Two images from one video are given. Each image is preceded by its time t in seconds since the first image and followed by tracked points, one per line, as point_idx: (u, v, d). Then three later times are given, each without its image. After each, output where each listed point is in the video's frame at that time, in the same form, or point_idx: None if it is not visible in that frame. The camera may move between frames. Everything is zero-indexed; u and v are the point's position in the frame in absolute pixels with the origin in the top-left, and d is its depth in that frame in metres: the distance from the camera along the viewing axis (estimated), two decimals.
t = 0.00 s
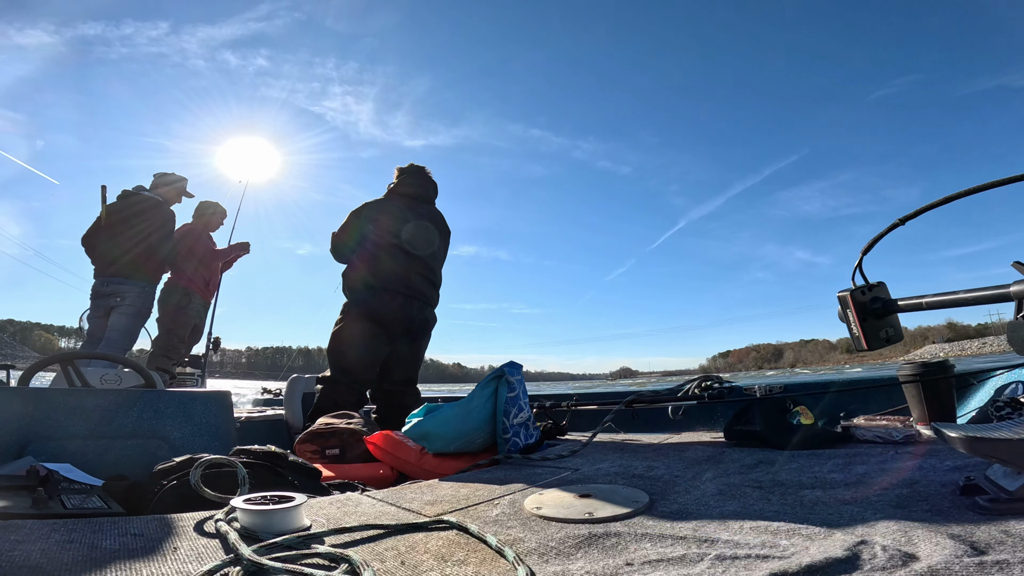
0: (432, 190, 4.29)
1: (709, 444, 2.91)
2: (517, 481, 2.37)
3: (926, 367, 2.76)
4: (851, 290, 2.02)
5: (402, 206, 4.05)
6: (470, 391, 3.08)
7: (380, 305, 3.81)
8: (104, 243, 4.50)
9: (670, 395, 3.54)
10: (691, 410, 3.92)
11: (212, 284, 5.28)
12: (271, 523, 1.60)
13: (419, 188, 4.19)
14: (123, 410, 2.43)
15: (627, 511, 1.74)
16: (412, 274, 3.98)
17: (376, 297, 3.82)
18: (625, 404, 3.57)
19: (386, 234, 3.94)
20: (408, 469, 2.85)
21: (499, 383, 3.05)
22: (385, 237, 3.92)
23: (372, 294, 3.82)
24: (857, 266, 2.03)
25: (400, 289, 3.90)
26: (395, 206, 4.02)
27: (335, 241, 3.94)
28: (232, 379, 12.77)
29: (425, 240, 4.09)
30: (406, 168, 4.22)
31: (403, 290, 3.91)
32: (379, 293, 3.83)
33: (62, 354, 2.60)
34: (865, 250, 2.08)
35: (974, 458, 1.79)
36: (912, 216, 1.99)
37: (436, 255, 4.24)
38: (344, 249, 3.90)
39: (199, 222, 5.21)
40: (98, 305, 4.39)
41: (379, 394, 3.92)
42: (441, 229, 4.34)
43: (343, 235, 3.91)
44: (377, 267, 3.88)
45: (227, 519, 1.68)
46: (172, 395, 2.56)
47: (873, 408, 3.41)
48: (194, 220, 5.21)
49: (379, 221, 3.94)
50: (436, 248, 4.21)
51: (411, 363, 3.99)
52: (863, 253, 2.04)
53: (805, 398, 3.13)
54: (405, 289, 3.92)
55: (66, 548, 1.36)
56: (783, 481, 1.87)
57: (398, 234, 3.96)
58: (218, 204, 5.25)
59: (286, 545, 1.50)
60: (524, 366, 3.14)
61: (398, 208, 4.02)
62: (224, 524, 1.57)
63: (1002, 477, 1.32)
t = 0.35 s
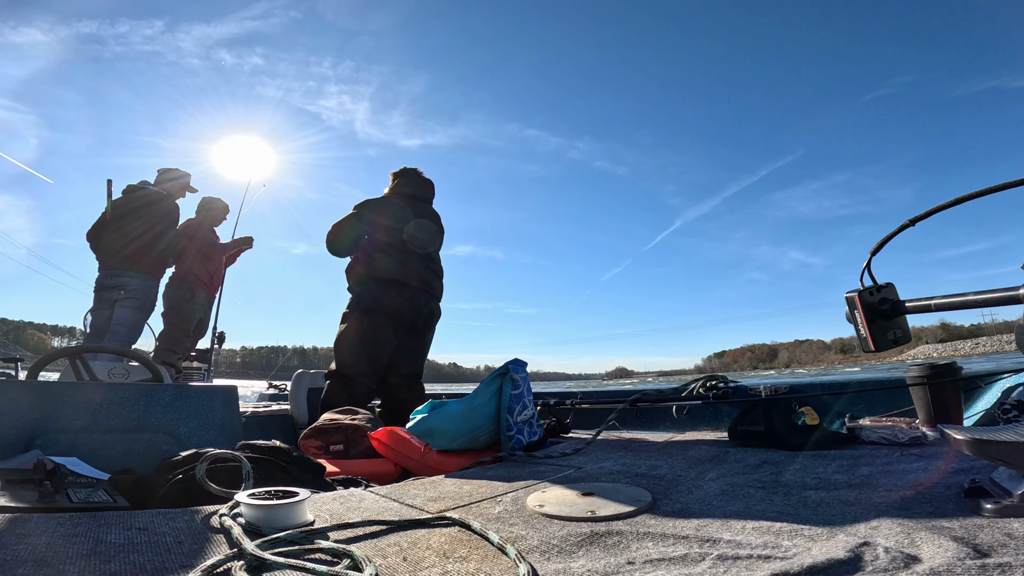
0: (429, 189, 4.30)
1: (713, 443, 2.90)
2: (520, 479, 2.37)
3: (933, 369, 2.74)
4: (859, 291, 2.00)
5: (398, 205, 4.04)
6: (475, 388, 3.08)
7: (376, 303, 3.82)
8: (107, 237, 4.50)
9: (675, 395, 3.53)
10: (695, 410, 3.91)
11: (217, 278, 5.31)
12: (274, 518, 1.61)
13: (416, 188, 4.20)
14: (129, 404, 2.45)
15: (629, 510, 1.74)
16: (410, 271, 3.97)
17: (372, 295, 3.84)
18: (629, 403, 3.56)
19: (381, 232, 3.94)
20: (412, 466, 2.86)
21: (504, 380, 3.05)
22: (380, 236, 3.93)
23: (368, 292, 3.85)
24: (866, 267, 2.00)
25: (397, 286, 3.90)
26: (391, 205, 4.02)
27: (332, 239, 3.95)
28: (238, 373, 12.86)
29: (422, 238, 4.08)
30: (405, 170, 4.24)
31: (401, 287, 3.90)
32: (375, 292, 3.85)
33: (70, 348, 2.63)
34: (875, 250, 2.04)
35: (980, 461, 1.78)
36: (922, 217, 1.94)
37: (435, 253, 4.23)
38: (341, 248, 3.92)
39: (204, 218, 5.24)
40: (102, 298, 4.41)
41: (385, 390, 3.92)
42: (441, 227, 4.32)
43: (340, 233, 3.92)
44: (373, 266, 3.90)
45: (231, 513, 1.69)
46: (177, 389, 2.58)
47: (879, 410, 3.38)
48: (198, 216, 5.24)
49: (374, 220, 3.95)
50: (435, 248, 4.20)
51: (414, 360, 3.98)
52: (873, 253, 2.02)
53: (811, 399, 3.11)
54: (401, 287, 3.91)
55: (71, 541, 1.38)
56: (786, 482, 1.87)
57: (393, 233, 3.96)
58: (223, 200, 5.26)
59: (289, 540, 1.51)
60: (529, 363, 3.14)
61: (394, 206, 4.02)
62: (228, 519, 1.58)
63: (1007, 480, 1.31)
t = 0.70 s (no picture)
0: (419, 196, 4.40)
1: (718, 448, 2.88)
2: (524, 483, 2.37)
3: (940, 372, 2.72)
4: (864, 294, 1.98)
5: (392, 207, 4.09)
6: (479, 393, 3.08)
7: (372, 303, 3.81)
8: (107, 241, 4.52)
9: (679, 400, 3.52)
10: (700, 414, 3.89)
11: (219, 282, 5.32)
12: (278, 523, 1.60)
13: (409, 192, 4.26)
14: (135, 408, 2.45)
15: (633, 514, 1.73)
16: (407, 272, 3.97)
17: (368, 295, 3.83)
18: (633, 407, 3.55)
19: (376, 232, 3.95)
20: (416, 470, 2.84)
21: (507, 385, 3.06)
22: (376, 236, 3.94)
23: (363, 293, 3.85)
24: (870, 270, 1.97)
25: (393, 286, 3.88)
26: (385, 207, 4.06)
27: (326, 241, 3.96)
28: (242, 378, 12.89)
29: (416, 240, 4.12)
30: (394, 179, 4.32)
31: (398, 288, 3.89)
32: (371, 291, 3.84)
33: (75, 352, 2.64)
34: (882, 251, 2.01)
35: (988, 464, 1.76)
36: (928, 219, 1.88)
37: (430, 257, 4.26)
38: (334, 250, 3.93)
39: (204, 222, 5.27)
40: (103, 302, 4.41)
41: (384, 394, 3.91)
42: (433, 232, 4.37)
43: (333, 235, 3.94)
44: (368, 266, 3.89)
45: (235, 517, 1.69)
46: (182, 393, 2.58)
47: (886, 413, 3.36)
48: (199, 220, 5.27)
49: (370, 220, 3.96)
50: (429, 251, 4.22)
51: (411, 364, 3.98)
52: (877, 256, 1.96)
53: (817, 403, 3.09)
54: (398, 287, 3.90)
55: (76, 545, 1.38)
56: (792, 486, 1.85)
57: (387, 233, 3.98)
58: (220, 202, 5.30)
59: (293, 545, 1.51)
60: (533, 368, 3.14)
61: (389, 209, 4.06)
62: (232, 524, 1.58)
63: (1016, 482, 1.30)
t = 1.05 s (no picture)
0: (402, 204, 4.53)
1: (719, 448, 2.88)
2: (525, 484, 2.37)
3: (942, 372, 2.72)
4: (866, 294, 1.98)
5: (384, 209, 4.16)
6: (480, 393, 3.08)
7: (365, 301, 3.82)
8: (107, 244, 4.52)
9: (680, 400, 3.52)
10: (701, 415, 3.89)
11: (220, 284, 5.31)
12: (280, 524, 1.61)
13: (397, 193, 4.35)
14: (136, 410, 2.45)
15: (634, 515, 1.73)
16: (397, 274, 4.05)
17: (361, 293, 3.82)
18: (634, 408, 3.55)
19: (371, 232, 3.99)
20: (417, 471, 2.84)
21: (509, 386, 3.05)
22: (370, 236, 3.97)
23: (356, 289, 3.83)
24: (871, 270, 1.96)
25: (386, 287, 3.93)
26: (378, 208, 4.12)
27: (319, 237, 3.89)
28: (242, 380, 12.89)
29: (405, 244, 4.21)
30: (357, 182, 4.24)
31: (390, 289, 3.96)
32: (363, 288, 3.84)
33: (76, 353, 2.63)
34: (884, 250, 1.99)
35: (991, 465, 1.76)
36: (929, 219, 1.83)
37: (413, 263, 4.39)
38: (329, 246, 3.88)
39: (202, 223, 5.27)
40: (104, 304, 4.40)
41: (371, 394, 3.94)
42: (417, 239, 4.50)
43: (328, 232, 3.89)
44: (361, 264, 3.89)
45: (237, 519, 1.69)
46: (183, 394, 2.57)
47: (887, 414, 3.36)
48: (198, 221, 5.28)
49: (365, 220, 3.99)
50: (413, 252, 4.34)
51: (402, 364, 3.98)
52: (877, 256, 1.93)
53: (818, 403, 3.09)
54: (390, 288, 3.96)
55: (78, 546, 1.38)
56: (794, 486, 1.85)
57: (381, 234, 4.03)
58: (218, 203, 5.31)
59: (294, 546, 1.51)
60: (533, 369, 3.14)
61: (382, 211, 4.13)
62: (233, 525, 1.58)
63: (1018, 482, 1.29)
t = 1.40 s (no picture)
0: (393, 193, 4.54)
1: (719, 434, 2.89)
2: (527, 473, 2.38)
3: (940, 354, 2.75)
4: (862, 277, 1.98)
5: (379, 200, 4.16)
6: (480, 383, 3.10)
7: (363, 293, 3.85)
8: (108, 241, 4.50)
9: (680, 386, 3.54)
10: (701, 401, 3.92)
11: (222, 280, 5.28)
12: (285, 518, 1.62)
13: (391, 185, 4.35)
14: (138, 407, 2.46)
15: (636, 502, 1.75)
16: (394, 265, 4.07)
17: (359, 286, 3.85)
18: (634, 395, 3.57)
19: (367, 224, 3.99)
20: (419, 462, 2.84)
21: (509, 374, 3.06)
22: (366, 228, 3.97)
23: (353, 282, 3.85)
24: (868, 255, 1.95)
25: (383, 278, 3.96)
26: (373, 200, 4.13)
27: (313, 231, 3.88)
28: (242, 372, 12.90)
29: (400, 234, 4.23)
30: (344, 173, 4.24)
31: (388, 280, 3.99)
32: (360, 281, 3.86)
33: (78, 352, 2.63)
34: (880, 233, 1.99)
35: (989, 448, 1.78)
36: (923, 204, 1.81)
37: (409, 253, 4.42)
38: (324, 240, 3.89)
39: (205, 222, 5.23)
40: (103, 302, 4.38)
41: (370, 385, 3.95)
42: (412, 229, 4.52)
43: (322, 226, 3.90)
44: (358, 257, 3.91)
45: (243, 513, 1.70)
46: (184, 390, 2.58)
47: (884, 397, 3.38)
48: (201, 220, 5.24)
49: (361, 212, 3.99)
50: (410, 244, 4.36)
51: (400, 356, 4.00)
52: (873, 243, 1.90)
53: (817, 388, 3.11)
54: (387, 278, 3.99)
55: (86, 545, 1.39)
56: (794, 472, 1.87)
57: (377, 226, 4.03)
58: (225, 202, 5.25)
59: (300, 540, 1.52)
60: (532, 356, 3.15)
61: (377, 203, 4.13)
62: (239, 520, 1.59)
63: (1016, 466, 1.31)
